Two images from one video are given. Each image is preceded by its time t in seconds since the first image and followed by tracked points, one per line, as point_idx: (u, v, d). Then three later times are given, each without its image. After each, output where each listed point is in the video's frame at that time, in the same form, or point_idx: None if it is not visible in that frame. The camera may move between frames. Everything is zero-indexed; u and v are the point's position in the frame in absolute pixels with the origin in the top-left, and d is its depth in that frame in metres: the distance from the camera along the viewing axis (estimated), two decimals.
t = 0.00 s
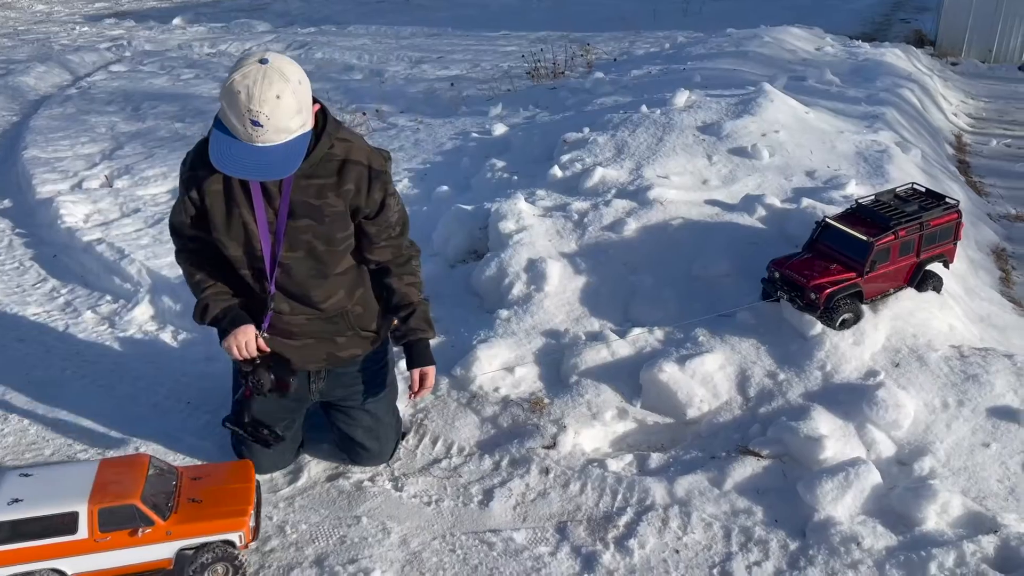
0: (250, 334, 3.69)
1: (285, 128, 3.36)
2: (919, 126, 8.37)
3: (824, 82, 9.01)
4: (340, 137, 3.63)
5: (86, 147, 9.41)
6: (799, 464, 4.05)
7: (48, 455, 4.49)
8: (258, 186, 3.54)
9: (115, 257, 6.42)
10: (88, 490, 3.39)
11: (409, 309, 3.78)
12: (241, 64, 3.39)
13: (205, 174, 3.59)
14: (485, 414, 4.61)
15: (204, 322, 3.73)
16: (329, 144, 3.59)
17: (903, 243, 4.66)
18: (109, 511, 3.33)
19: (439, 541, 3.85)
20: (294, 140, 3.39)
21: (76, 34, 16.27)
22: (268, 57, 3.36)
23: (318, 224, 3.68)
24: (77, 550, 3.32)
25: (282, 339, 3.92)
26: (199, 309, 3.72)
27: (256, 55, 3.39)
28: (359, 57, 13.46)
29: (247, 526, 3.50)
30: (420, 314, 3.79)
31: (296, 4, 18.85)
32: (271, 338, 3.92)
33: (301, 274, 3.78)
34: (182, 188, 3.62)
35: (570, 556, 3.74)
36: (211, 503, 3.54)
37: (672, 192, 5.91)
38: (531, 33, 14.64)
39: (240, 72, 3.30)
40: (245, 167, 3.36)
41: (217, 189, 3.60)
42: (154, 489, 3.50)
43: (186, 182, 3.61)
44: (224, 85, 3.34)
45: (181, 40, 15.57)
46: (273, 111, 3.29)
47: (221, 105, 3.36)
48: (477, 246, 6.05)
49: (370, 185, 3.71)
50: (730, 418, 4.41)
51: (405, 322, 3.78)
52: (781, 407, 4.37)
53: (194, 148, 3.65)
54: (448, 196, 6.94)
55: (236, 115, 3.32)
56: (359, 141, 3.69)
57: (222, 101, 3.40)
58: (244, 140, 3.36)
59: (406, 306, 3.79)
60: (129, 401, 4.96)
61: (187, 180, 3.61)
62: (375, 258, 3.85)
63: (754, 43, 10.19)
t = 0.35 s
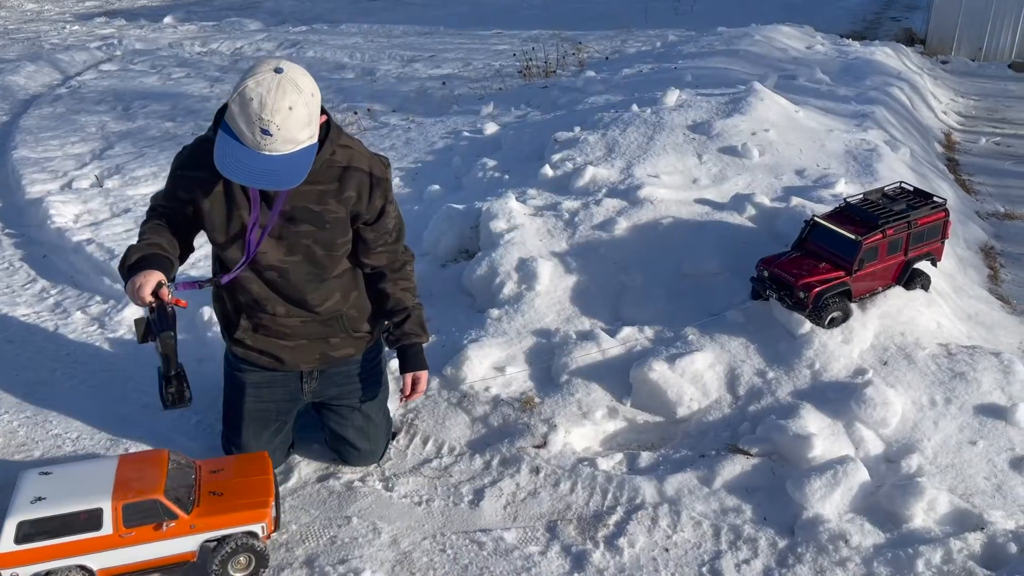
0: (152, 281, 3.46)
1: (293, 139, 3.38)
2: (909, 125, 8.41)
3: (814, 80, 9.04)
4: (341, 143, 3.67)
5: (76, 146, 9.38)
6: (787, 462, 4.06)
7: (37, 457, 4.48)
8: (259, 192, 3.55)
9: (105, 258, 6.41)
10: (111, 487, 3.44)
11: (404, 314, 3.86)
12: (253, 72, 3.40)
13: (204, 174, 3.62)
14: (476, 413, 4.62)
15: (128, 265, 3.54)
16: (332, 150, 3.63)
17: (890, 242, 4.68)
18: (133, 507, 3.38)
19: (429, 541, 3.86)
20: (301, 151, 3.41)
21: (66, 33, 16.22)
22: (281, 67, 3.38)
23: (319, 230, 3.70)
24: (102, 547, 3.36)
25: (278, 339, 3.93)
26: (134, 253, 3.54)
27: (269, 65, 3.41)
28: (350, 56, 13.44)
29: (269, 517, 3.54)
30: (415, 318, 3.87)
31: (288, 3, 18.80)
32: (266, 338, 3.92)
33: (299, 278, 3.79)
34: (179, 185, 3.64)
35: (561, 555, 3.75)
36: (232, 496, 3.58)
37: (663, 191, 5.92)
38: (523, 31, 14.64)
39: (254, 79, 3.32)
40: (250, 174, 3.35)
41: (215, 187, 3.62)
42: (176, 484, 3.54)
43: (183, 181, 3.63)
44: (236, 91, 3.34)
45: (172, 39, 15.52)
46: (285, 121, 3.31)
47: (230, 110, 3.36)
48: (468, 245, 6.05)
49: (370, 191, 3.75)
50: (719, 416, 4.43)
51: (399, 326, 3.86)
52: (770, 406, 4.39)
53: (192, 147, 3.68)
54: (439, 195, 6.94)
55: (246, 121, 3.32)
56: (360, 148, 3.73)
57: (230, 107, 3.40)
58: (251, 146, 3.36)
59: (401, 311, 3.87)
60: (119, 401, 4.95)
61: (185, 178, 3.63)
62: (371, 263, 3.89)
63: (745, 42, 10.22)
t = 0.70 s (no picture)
0: (123, 299, 3.46)
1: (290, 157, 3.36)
2: (901, 121, 8.42)
3: (807, 77, 9.04)
4: (333, 144, 3.65)
5: (66, 144, 9.33)
6: (780, 458, 4.06)
7: (27, 456, 4.45)
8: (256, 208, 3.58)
9: (96, 256, 6.37)
10: (134, 476, 3.46)
11: (403, 309, 3.87)
12: (243, 89, 3.35)
13: (200, 197, 3.65)
14: (469, 411, 4.60)
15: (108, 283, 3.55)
16: (325, 153, 3.62)
17: (882, 238, 4.69)
18: (159, 496, 3.40)
19: (422, 539, 3.85)
20: (299, 167, 3.40)
21: (57, 31, 16.12)
22: (272, 83, 3.35)
23: (326, 236, 3.72)
24: (127, 536, 3.38)
25: (293, 339, 3.95)
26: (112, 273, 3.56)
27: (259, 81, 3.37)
28: (343, 53, 13.40)
29: (291, 503, 3.59)
30: (412, 314, 3.86)
31: None
32: (279, 340, 3.95)
33: (313, 286, 3.82)
34: (175, 209, 3.68)
35: (553, 552, 3.75)
36: (254, 483, 3.62)
37: (656, 188, 5.92)
38: (516, 29, 14.61)
39: (247, 98, 3.28)
40: (249, 195, 3.34)
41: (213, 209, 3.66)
42: (199, 472, 3.57)
43: (180, 208, 3.67)
44: (229, 111, 3.30)
45: (163, 37, 15.46)
46: (282, 139, 3.29)
47: (224, 131, 3.32)
48: (460, 242, 6.03)
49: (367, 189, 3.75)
50: (712, 413, 4.43)
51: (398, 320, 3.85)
52: (763, 402, 4.38)
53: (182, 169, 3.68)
54: (432, 192, 6.92)
55: (242, 142, 3.28)
56: (353, 146, 3.71)
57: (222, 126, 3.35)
58: (248, 166, 3.33)
59: (399, 306, 3.89)
60: (110, 401, 4.92)
61: (181, 203, 3.67)
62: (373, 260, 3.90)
63: (738, 39, 10.23)
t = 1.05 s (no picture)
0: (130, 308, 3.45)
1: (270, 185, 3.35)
2: (896, 120, 8.43)
3: (801, 75, 9.05)
4: (304, 156, 3.63)
5: (59, 143, 9.29)
6: (775, 456, 4.06)
7: (19, 456, 4.43)
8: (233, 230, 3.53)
9: (89, 255, 6.33)
10: (156, 469, 3.46)
11: (389, 313, 3.89)
12: (209, 123, 3.28)
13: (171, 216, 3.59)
14: (463, 410, 4.59)
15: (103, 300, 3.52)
16: (298, 167, 3.60)
17: (877, 236, 4.69)
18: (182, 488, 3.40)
19: (417, 538, 3.84)
20: (279, 195, 3.40)
21: (50, 29, 16.04)
22: (240, 114, 3.29)
23: (300, 250, 3.73)
24: (150, 527, 3.38)
25: (275, 343, 3.95)
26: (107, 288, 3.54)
27: (225, 112, 3.31)
28: (338, 52, 13.37)
29: (311, 492, 3.61)
30: (401, 315, 3.90)
31: None
32: (262, 344, 3.95)
33: (291, 298, 3.82)
34: (146, 227, 3.61)
35: (549, 551, 3.74)
36: (274, 473, 3.64)
37: (651, 186, 5.92)
38: (511, 27, 14.60)
39: (218, 134, 3.22)
40: (236, 230, 3.33)
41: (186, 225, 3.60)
42: (219, 463, 3.57)
43: (152, 228, 3.60)
44: (202, 150, 3.24)
45: (157, 35, 15.40)
46: (261, 171, 3.27)
47: (199, 170, 3.26)
48: (455, 241, 6.02)
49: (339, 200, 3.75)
50: (707, 411, 4.43)
51: (387, 324, 3.88)
52: (758, 400, 4.38)
53: (153, 186, 3.60)
54: (427, 191, 6.91)
55: (222, 180, 3.25)
56: (323, 157, 3.69)
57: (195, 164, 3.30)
58: (231, 202, 3.31)
59: (386, 309, 3.91)
60: (103, 400, 4.89)
61: (153, 222, 3.60)
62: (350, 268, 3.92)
63: (733, 37, 10.23)
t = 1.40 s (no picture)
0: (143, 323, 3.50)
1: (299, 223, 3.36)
2: (893, 119, 8.44)
3: (798, 75, 9.06)
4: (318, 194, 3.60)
5: (55, 142, 9.25)
6: (772, 456, 4.06)
7: (15, 456, 4.40)
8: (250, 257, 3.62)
9: (84, 255, 6.30)
10: (179, 463, 3.47)
11: (385, 356, 3.86)
12: (238, 157, 3.25)
13: (184, 229, 3.65)
14: (460, 409, 4.58)
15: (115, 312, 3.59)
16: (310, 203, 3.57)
17: (874, 236, 4.69)
18: (205, 481, 3.42)
19: (414, 538, 3.83)
20: (305, 229, 3.42)
21: (45, 28, 15.99)
22: (271, 150, 3.26)
23: (302, 283, 3.73)
24: (174, 521, 3.39)
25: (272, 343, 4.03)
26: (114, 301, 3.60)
27: (256, 145, 3.27)
28: (334, 51, 13.35)
29: (333, 484, 3.63)
30: (398, 358, 3.88)
31: None
32: (256, 342, 4.01)
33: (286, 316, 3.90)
34: (155, 237, 3.65)
35: (546, 551, 3.73)
36: (295, 465, 3.65)
37: (648, 185, 5.92)
38: (508, 26, 14.59)
39: (249, 173, 3.19)
40: (262, 265, 3.37)
41: (197, 238, 3.67)
42: (241, 457, 3.59)
43: (164, 238, 3.66)
44: (233, 187, 3.22)
45: (152, 34, 15.35)
46: (293, 212, 3.27)
47: (229, 206, 3.25)
48: (452, 240, 6.01)
49: (344, 239, 3.72)
50: (704, 411, 4.42)
51: (384, 367, 3.86)
52: (755, 400, 4.38)
53: (167, 198, 3.66)
54: (423, 190, 6.90)
55: (252, 218, 3.25)
56: (338, 194, 3.66)
57: (224, 197, 3.28)
58: (258, 238, 3.33)
59: (382, 351, 3.88)
60: (99, 400, 4.87)
61: (165, 233, 3.65)
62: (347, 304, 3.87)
63: (730, 37, 10.23)
